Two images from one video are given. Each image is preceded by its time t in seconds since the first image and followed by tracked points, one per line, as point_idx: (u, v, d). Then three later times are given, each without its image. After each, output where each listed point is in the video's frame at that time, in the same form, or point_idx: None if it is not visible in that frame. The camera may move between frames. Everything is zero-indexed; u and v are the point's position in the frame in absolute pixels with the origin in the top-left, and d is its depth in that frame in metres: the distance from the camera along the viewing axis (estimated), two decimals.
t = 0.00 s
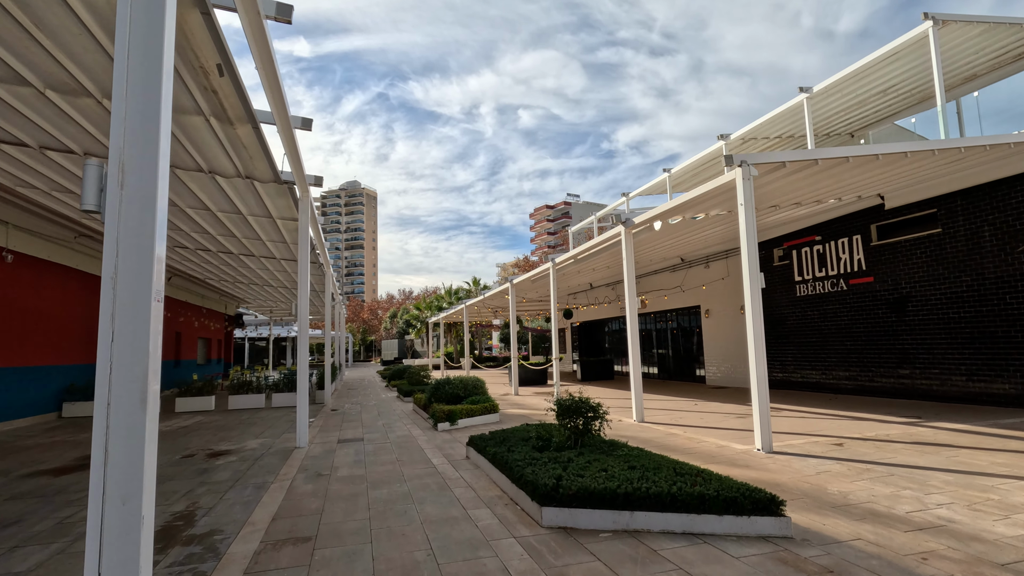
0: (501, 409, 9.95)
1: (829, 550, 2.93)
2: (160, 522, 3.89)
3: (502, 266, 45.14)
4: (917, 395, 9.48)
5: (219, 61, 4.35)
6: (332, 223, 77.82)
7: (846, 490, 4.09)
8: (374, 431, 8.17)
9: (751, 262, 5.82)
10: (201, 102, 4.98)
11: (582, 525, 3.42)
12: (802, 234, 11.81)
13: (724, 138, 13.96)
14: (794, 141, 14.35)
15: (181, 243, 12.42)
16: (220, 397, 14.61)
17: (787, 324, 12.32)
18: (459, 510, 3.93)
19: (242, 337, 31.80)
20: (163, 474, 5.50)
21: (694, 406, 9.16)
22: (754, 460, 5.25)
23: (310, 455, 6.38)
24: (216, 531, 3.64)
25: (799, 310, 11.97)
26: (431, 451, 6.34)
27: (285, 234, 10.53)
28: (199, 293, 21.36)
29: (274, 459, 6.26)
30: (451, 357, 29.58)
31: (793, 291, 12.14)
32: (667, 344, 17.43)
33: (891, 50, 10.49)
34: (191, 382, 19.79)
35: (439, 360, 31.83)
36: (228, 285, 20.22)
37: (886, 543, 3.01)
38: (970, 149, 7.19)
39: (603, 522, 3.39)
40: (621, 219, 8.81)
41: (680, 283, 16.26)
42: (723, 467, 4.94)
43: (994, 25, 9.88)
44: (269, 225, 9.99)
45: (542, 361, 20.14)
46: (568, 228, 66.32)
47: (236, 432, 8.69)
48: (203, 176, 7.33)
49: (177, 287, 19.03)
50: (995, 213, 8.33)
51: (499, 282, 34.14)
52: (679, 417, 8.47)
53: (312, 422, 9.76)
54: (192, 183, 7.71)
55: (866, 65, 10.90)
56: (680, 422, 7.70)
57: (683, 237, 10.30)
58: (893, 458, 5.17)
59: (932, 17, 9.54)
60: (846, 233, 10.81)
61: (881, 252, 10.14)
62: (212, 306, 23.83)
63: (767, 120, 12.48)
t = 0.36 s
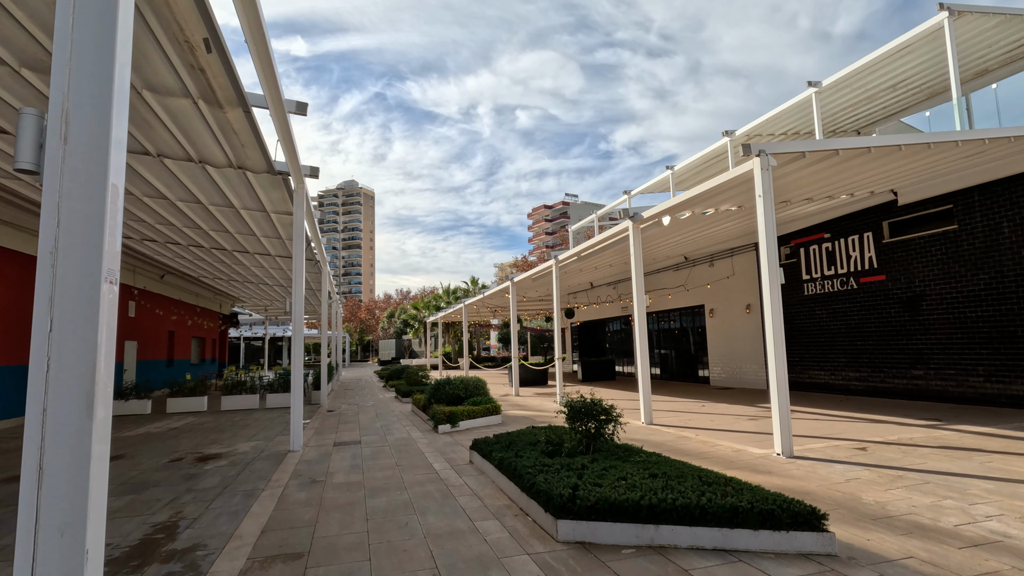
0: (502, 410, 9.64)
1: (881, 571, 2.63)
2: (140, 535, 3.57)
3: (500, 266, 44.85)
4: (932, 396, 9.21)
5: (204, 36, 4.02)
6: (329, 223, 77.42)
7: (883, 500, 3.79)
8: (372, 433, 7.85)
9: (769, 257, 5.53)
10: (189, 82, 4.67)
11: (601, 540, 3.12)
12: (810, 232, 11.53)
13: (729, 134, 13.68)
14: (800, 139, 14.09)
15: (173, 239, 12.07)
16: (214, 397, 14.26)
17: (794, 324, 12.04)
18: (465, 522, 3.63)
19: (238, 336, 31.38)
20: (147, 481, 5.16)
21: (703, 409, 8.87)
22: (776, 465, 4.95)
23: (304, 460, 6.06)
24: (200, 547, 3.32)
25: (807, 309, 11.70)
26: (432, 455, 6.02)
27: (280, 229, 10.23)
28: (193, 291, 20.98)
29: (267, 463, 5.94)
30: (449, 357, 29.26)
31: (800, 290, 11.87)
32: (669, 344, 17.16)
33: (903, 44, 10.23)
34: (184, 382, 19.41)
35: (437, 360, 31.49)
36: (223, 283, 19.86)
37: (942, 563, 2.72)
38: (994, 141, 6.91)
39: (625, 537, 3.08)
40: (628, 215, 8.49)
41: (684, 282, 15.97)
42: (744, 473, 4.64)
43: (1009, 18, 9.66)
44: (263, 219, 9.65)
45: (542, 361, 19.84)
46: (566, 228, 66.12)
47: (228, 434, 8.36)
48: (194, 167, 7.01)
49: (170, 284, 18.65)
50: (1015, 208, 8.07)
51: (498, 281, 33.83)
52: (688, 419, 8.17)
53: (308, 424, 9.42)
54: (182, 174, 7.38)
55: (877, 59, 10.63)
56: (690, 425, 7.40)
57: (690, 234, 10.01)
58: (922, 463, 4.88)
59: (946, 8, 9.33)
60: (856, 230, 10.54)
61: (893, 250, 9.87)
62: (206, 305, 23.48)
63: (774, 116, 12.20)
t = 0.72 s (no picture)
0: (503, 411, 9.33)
1: None
2: (109, 553, 3.25)
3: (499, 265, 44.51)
4: (946, 396, 8.93)
5: (180, 9, 3.70)
6: (327, 222, 77.02)
7: (919, 511, 3.48)
8: (368, 436, 7.54)
9: (784, 250, 5.25)
10: (168, 63, 4.36)
11: (616, 560, 2.82)
12: (819, 228, 11.25)
13: (733, 128, 13.37)
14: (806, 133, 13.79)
15: (164, 235, 11.75)
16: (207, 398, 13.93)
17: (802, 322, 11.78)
18: (466, 537, 3.33)
19: (234, 336, 31.04)
20: (126, 488, 4.84)
21: (711, 411, 8.58)
22: (796, 472, 4.64)
23: (296, 465, 5.75)
24: (173, 567, 3.01)
25: (815, 307, 11.43)
26: (430, 460, 5.71)
27: (273, 225, 9.90)
28: (188, 290, 20.67)
29: (256, 469, 5.64)
30: (447, 357, 28.92)
31: (809, 287, 11.59)
32: (672, 343, 16.89)
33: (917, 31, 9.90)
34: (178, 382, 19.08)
35: (436, 360, 31.23)
36: (218, 282, 19.53)
37: None
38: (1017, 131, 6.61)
39: (643, 557, 2.78)
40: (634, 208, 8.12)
41: (687, 280, 15.68)
42: (764, 481, 4.32)
43: None
44: (255, 215, 9.33)
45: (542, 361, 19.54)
46: (566, 227, 65.78)
47: (218, 437, 8.04)
48: (179, 158, 6.69)
49: (164, 283, 18.31)
50: None
51: (498, 280, 33.54)
52: (696, 421, 7.87)
53: (302, 426, 9.11)
54: (168, 166, 7.06)
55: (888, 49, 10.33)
56: (699, 427, 7.11)
57: (697, 230, 9.72)
58: (952, 469, 4.58)
59: None
60: (867, 226, 10.25)
61: (905, 246, 9.58)
62: (202, 304, 23.15)
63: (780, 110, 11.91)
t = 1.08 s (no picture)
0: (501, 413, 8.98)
1: None
2: None
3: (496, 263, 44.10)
4: (960, 396, 8.61)
5: None
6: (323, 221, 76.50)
7: (965, 529, 3.13)
8: (360, 441, 7.17)
9: (802, 241, 4.92)
10: (132, 38, 3.98)
11: None
12: (826, 222, 10.92)
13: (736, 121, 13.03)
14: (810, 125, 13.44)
15: (149, 231, 11.33)
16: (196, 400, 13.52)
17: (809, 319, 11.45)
18: (460, 562, 2.96)
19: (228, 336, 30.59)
20: (92, 502, 4.45)
21: (718, 413, 8.23)
22: (819, 481, 4.28)
23: (280, 474, 5.37)
24: None
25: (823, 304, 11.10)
26: (423, 468, 5.34)
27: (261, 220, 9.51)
28: (179, 289, 20.24)
29: (237, 479, 5.26)
30: (444, 356, 28.53)
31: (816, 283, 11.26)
32: (672, 341, 16.58)
33: (927, 19, 9.53)
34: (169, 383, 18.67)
35: (432, 359, 30.85)
36: (209, 280, 19.11)
37: None
38: None
39: None
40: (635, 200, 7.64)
41: (689, 276, 15.35)
42: (786, 493, 3.97)
43: None
44: (241, 209, 8.92)
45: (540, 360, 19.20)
46: (564, 224, 65.41)
47: (202, 443, 7.65)
48: (156, 146, 6.30)
49: (153, 281, 17.89)
50: None
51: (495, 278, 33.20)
52: (703, 423, 7.52)
53: (291, 430, 8.71)
54: (145, 156, 6.66)
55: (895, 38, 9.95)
56: (707, 431, 6.76)
57: (702, 224, 9.36)
58: (987, 477, 4.23)
59: None
60: (876, 219, 9.92)
61: (917, 240, 9.25)
62: (194, 303, 22.72)
63: (785, 101, 11.55)
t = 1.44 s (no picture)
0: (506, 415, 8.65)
1: None
2: None
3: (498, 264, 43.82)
4: (984, 398, 8.29)
5: None
6: (323, 222, 76.25)
7: None
8: (360, 445, 6.84)
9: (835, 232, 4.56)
10: (112, 7, 3.65)
11: None
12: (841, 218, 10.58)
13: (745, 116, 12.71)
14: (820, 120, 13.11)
15: (143, 228, 10.99)
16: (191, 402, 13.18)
17: (822, 319, 11.13)
18: None
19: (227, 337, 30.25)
20: (70, 514, 4.11)
21: (733, 418, 7.89)
22: (860, 491, 3.94)
23: (275, 482, 5.04)
24: None
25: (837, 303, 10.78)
26: (428, 475, 5.01)
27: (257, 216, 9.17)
28: (176, 289, 19.91)
29: (229, 487, 4.92)
30: (445, 358, 28.19)
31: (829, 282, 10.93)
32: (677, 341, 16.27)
33: (940, 10, 8.93)
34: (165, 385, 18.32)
35: (433, 361, 30.53)
36: (206, 280, 18.77)
37: None
38: None
39: None
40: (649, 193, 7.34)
41: (696, 275, 15.02)
42: (826, 504, 3.64)
43: None
44: (236, 204, 8.57)
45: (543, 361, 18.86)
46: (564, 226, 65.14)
47: (195, 447, 7.32)
48: (144, 134, 5.95)
49: (149, 281, 17.54)
50: None
51: (496, 279, 32.89)
52: (720, 427, 7.18)
53: (288, 434, 8.38)
54: (134, 145, 6.33)
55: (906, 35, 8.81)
56: (726, 435, 6.44)
57: (715, 219, 9.03)
58: None
59: None
60: (893, 215, 9.59)
61: (937, 236, 8.92)
62: (191, 303, 22.41)
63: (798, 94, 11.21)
